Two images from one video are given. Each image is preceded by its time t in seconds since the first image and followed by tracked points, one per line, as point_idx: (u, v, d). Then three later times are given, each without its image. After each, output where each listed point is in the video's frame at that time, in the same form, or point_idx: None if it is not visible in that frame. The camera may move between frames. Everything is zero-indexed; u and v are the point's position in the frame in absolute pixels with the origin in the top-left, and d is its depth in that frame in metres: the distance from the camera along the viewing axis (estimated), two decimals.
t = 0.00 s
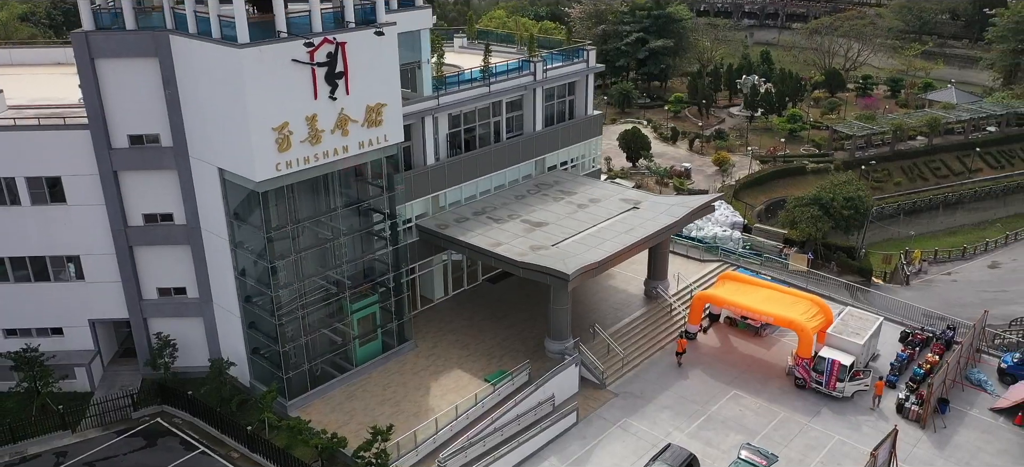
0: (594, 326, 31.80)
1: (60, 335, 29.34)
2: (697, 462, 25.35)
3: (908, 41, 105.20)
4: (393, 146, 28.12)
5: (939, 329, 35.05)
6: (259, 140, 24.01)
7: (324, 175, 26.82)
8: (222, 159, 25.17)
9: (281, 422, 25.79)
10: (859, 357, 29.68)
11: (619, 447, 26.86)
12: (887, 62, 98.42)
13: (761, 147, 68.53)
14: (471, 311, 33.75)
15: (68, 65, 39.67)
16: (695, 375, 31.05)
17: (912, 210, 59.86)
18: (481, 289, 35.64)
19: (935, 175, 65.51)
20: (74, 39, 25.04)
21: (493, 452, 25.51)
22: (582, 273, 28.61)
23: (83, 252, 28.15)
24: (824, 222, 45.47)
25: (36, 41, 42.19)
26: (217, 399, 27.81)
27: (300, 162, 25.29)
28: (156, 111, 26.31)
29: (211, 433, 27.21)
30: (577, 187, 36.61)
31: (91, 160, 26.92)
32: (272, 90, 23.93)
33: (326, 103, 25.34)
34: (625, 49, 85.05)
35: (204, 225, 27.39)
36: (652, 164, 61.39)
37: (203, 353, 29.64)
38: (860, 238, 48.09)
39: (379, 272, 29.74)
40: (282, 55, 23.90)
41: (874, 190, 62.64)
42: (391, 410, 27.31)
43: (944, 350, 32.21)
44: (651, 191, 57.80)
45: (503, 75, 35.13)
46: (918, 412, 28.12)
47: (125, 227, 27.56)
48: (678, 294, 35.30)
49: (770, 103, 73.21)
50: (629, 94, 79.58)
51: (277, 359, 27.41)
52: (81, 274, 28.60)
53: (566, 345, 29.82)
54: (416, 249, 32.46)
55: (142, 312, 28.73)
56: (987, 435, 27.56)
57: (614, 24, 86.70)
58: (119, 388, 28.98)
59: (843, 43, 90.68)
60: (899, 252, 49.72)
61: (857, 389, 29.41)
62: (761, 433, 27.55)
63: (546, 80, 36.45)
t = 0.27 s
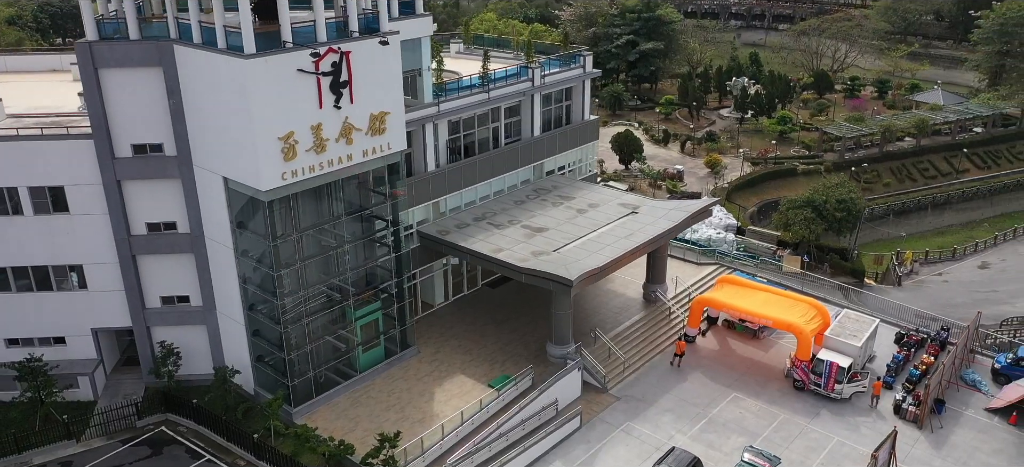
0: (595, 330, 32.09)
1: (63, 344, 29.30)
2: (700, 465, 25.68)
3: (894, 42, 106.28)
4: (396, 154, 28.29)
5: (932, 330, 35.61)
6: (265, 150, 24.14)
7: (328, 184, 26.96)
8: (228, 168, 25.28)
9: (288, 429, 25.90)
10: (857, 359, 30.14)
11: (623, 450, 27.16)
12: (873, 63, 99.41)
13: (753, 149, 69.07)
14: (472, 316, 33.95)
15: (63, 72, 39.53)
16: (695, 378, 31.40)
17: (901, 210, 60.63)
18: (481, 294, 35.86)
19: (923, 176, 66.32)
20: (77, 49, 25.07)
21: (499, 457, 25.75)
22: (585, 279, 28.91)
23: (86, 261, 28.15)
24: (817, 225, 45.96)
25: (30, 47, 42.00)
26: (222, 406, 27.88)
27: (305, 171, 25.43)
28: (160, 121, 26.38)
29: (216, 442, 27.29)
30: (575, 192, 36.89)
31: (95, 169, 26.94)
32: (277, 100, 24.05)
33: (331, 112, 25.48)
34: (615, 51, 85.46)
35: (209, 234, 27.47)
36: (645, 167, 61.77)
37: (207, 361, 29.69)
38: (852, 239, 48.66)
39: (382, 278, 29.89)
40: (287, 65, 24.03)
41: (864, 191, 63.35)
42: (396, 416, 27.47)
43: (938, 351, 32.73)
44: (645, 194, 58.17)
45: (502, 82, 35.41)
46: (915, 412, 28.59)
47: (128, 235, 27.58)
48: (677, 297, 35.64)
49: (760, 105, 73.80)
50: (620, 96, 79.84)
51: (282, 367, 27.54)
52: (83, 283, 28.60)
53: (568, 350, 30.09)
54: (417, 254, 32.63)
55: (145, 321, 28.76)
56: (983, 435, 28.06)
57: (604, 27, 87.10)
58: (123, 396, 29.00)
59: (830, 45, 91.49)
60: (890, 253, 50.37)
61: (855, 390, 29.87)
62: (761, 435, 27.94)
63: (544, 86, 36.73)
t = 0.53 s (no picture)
0: (596, 335, 32.36)
1: (66, 353, 29.25)
2: None
3: (880, 43, 107.28)
4: (400, 162, 28.47)
5: (927, 331, 36.20)
6: (272, 159, 24.26)
7: (333, 192, 27.10)
8: (234, 177, 25.37)
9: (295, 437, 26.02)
10: (855, 361, 30.63)
11: (627, 454, 27.48)
12: (861, 64, 100.39)
13: (744, 151, 69.58)
14: (474, 321, 34.16)
15: (59, 79, 39.43)
16: (695, 380, 31.76)
17: (891, 211, 61.39)
18: (482, 299, 36.09)
19: (912, 177, 67.10)
20: (83, 59, 25.08)
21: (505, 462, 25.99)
22: (587, 285, 29.16)
23: (90, 270, 28.15)
24: (811, 227, 46.45)
25: (25, 54, 41.86)
26: (228, 414, 27.96)
27: (311, 180, 25.57)
28: (165, 130, 26.44)
29: (223, 450, 27.39)
30: (574, 197, 37.17)
31: (99, 178, 26.95)
32: (284, 109, 24.16)
33: (336, 121, 25.63)
34: (607, 54, 85.93)
35: (214, 243, 27.54)
36: (639, 170, 62.18)
37: (211, 369, 29.73)
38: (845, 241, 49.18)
39: (385, 285, 30.06)
40: (295, 74, 24.16)
41: (855, 192, 64.05)
42: (402, 422, 27.65)
43: (934, 352, 33.25)
44: (639, 197, 58.54)
45: (502, 88, 35.61)
46: (913, 413, 29.08)
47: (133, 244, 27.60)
48: (676, 301, 35.99)
49: (751, 107, 74.41)
50: (611, 99, 79.61)
51: (288, 374, 27.66)
52: (87, 292, 28.59)
53: (571, 355, 30.38)
54: (419, 261, 32.80)
55: (150, 329, 28.78)
56: (979, 435, 28.59)
57: (595, 29, 87.51)
58: (127, 405, 29.02)
59: (819, 47, 92.22)
60: (883, 254, 50.95)
61: (854, 392, 30.32)
62: (763, 437, 28.32)
63: (543, 92, 37.02)
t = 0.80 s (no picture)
0: (599, 339, 32.66)
1: (71, 362, 29.22)
2: None
3: (867, 44, 108.29)
4: (405, 170, 28.64)
5: (922, 332, 36.76)
6: (281, 168, 24.39)
7: (340, 200, 27.27)
8: (242, 186, 25.48)
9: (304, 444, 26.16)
10: (855, 363, 31.10)
11: (633, 457, 27.79)
12: (848, 66, 101.35)
13: (736, 153, 70.11)
14: (477, 327, 34.38)
15: (56, 86, 39.29)
16: (697, 383, 32.10)
17: (883, 212, 62.11)
18: (484, 304, 36.30)
19: (902, 178, 67.89)
20: (89, 70, 25.13)
21: None
22: (592, 290, 29.42)
23: (95, 279, 28.15)
24: (806, 229, 46.93)
25: (20, 61, 41.71)
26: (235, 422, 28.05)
27: (319, 189, 25.73)
28: (172, 139, 26.50)
29: (231, 457, 27.49)
30: (574, 202, 37.47)
31: (105, 188, 26.99)
32: (293, 119, 24.29)
33: (344, 130, 25.77)
34: (598, 56, 86.33)
35: (220, 251, 27.63)
36: (633, 172, 62.59)
37: (217, 377, 29.80)
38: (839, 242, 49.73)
39: (390, 292, 30.22)
40: (303, 84, 24.30)
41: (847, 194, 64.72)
42: (409, 428, 27.84)
43: (930, 353, 33.76)
44: (633, 200, 58.86)
45: (502, 94, 35.77)
46: (912, 414, 29.57)
47: (139, 253, 27.65)
48: (676, 304, 36.33)
49: (742, 109, 75.05)
50: (604, 101, 80.26)
51: (295, 382, 27.81)
52: (93, 301, 28.57)
53: (574, 359, 30.66)
54: (422, 267, 32.97)
55: (155, 338, 28.82)
56: (977, 435, 29.10)
57: (586, 32, 87.90)
58: (133, 413, 29.05)
59: (807, 48, 92.98)
60: (876, 255, 51.55)
61: (854, 393, 30.76)
62: (766, 439, 28.69)
63: (542, 97, 37.24)
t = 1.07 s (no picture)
0: (603, 343, 32.97)
1: (78, 372, 29.20)
2: None
3: (855, 45, 109.27)
4: (412, 177, 28.83)
5: (919, 333, 37.31)
6: (292, 178, 24.53)
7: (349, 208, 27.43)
8: (252, 196, 25.59)
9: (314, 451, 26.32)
10: (855, 365, 31.47)
11: (640, 461, 28.12)
12: (837, 67, 102.31)
13: (729, 155, 70.66)
14: (481, 332, 34.61)
15: (56, 93, 39.27)
16: (700, 386, 32.46)
17: (874, 213, 62.80)
18: (487, 309, 36.52)
19: (892, 179, 68.69)
20: (98, 80, 25.17)
21: None
22: (598, 295, 29.67)
23: (102, 288, 28.16)
24: (801, 231, 47.47)
25: (18, 69, 41.61)
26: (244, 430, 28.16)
27: (329, 198, 25.88)
28: (180, 149, 26.58)
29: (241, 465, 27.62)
30: (576, 207, 37.78)
31: (113, 197, 27.02)
32: (303, 129, 24.44)
33: (353, 139, 25.93)
34: (590, 59, 86.74)
35: (228, 260, 27.73)
36: (628, 175, 63.03)
37: (224, 384, 29.88)
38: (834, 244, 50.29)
39: (397, 299, 30.38)
40: (313, 94, 24.45)
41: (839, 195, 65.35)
42: (418, 434, 28.04)
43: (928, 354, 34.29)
44: (629, 203, 59.26)
45: (504, 100, 35.97)
46: (912, 415, 30.04)
47: (147, 262, 27.70)
48: (677, 308, 36.67)
49: (733, 111, 75.67)
50: (596, 104, 80.73)
51: (304, 389, 27.94)
52: (99, 310, 28.57)
53: (579, 364, 31.00)
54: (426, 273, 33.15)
55: (163, 346, 28.87)
56: (976, 435, 29.62)
57: (578, 34, 88.32)
58: (141, 422, 29.11)
59: (797, 50, 93.78)
60: (869, 256, 52.16)
61: (855, 395, 31.23)
62: (770, 442, 29.09)
63: (543, 103, 37.45)
